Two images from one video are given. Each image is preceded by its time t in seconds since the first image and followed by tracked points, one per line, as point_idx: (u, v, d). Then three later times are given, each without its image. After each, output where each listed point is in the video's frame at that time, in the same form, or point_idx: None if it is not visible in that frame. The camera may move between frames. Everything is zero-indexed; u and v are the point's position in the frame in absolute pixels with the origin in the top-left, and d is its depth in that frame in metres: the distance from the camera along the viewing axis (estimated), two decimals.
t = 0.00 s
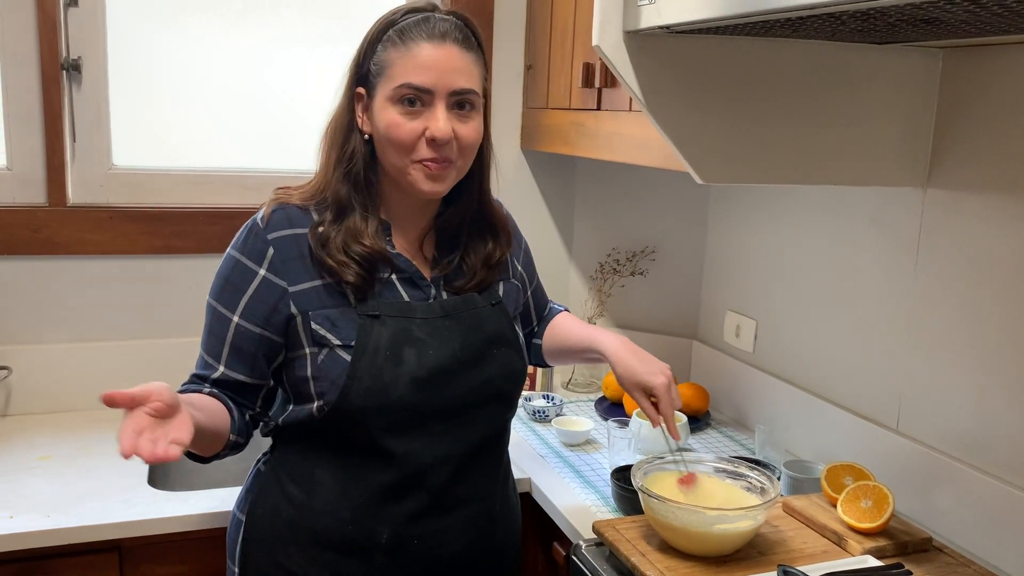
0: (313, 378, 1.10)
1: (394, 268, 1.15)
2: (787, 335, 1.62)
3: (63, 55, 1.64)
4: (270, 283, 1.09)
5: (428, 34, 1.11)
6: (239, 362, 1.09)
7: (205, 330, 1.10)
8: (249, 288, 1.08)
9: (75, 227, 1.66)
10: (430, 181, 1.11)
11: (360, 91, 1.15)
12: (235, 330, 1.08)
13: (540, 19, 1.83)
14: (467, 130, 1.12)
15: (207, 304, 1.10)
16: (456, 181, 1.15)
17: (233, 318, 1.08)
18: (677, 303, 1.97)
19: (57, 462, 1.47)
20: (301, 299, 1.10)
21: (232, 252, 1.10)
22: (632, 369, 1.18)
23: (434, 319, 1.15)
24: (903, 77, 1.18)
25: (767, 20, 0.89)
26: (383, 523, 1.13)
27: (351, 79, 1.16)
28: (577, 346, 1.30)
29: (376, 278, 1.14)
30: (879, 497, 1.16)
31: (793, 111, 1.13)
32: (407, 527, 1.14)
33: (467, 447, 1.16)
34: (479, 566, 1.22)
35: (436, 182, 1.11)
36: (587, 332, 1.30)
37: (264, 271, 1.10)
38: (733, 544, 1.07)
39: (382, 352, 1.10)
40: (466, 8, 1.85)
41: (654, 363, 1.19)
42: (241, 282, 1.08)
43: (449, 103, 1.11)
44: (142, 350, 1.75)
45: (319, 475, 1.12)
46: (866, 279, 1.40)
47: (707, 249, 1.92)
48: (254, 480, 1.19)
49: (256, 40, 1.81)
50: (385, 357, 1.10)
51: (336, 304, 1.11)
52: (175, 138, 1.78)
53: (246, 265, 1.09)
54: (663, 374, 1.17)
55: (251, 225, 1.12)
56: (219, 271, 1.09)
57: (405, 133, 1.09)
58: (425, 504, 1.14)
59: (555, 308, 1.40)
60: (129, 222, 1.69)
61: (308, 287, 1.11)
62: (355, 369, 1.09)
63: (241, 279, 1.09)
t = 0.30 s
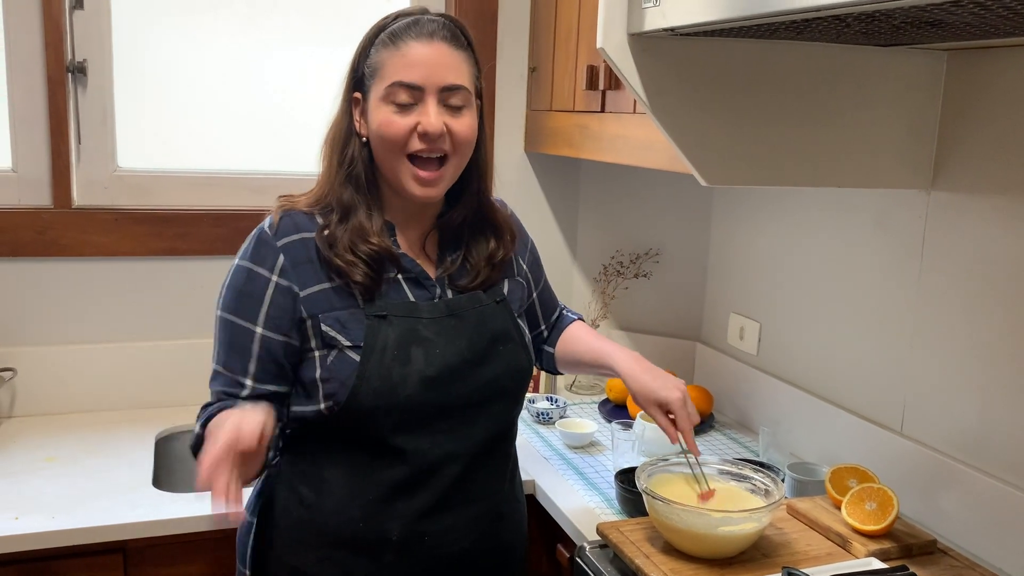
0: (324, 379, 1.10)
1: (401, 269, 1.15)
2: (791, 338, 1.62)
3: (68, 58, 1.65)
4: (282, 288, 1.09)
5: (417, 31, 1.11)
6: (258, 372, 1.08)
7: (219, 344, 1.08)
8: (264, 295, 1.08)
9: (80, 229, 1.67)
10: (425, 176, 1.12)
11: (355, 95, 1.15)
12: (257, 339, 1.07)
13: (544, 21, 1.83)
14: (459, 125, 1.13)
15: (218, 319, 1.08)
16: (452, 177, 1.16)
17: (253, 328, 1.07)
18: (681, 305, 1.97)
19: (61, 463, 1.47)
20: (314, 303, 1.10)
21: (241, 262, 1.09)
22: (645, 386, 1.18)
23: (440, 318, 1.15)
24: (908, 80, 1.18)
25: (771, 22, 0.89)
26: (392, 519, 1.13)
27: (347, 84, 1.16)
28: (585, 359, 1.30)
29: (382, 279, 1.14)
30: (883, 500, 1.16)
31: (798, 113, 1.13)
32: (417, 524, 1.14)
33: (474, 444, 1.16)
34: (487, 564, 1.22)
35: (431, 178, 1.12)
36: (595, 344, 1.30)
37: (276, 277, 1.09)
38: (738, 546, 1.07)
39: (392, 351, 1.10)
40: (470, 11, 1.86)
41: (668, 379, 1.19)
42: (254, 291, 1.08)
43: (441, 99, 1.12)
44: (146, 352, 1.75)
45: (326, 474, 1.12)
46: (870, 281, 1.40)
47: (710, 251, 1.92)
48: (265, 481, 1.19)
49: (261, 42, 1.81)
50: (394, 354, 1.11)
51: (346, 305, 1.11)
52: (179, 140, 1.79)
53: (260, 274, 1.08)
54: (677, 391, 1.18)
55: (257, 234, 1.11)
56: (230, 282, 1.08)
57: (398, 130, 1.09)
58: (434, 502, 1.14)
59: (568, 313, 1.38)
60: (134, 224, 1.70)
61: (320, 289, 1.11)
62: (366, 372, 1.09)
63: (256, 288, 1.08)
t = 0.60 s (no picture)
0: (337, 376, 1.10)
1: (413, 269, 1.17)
2: (794, 341, 1.62)
3: (72, 64, 1.65)
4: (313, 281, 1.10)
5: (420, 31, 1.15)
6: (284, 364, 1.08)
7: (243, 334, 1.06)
8: (297, 287, 1.09)
9: (83, 233, 1.67)
10: (432, 165, 1.12)
11: (365, 100, 1.18)
12: (292, 329, 1.08)
13: (546, 26, 1.83)
14: (465, 113, 1.14)
15: (243, 308, 1.06)
16: (462, 169, 1.15)
17: (289, 318, 1.08)
18: (683, 308, 1.97)
19: (66, 467, 1.48)
20: (342, 295, 1.12)
21: (270, 252, 1.09)
22: (646, 389, 1.17)
23: (453, 320, 1.15)
24: (908, 84, 1.19)
25: (773, 27, 0.90)
26: (405, 518, 1.14)
27: (357, 92, 1.20)
28: (595, 364, 1.30)
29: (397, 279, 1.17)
30: (886, 503, 1.16)
31: (800, 118, 1.13)
32: (426, 521, 1.15)
33: (486, 444, 1.16)
34: (496, 565, 1.22)
35: (438, 167, 1.12)
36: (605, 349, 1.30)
37: (308, 269, 1.10)
38: (741, 549, 1.07)
39: (405, 351, 1.10)
40: (471, 15, 1.86)
41: (672, 383, 1.18)
42: (285, 281, 1.08)
43: (445, 91, 1.13)
44: (149, 356, 1.75)
45: (337, 470, 1.12)
46: (872, 284, 1.41)
47: (712, 255, 1.93)
48: (284, 480, 1.21)
49: (263, 47, 1.82)
50: (406, 354, 1.10)
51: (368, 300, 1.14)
52: (182, 145, 1.79)
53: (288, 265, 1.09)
54: (679, 394, 1.16)
55: (283, 227, 1.11)
56: (259, 272, 1.07)
57: (404, 121, 1.11)
58: (444, 499, 1.15)
59: (578, 313, 1.40)
60: (137, 229, 1.70)
61: (349, 282, 1.13)
62: (379, 369, 1.09)
63: (286, 279, 1.08)
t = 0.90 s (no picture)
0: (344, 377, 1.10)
1: (424, 272, 1.17)
2: (794, 344, 1.62)
3: (73, 67, 1.66)
4: (311, 291, 1.12)
5: (449, 38, 1.16)
6: (285, 367, 1.13)
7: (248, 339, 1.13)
8: (292, 299, 1.11)
9: (83, 237, 1.67)
10: (449, 170, 1.12)
11: (391, 101, 1.19)
12: (284, 340, 1.11)
13: (545, 28, 1.84)
14: (488, 122, 1.14)
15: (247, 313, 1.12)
16: (479, 175, 1.16)
17: (281, 329, 1.11)
18: (684, 311, 1.97)
19: (65, 471, 1.48)
20: (344, 303, 1.13)
21: (274, 260, 1.12)
22: (648, 388, 1.18)
23: (463, 322, 1.15)
24: (907, 87, 1.19)
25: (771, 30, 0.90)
26: (419, 517, 1.13)
27: (384, 93, 1.21)
28: (601, 367, 1.31)
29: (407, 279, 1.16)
30: (885, 506, 1.16)
31: (798, 121, 1.13)
32: (442, 520, 1.14)
33: (498, 443, 1.17)
34: (510, 565, 1.21)
35: (456, 172, 1.13)
36: (611, 352, 1.30)
37: (305, 280, 1.12)
38: (740, 552, 1.07)
39: (415, 351, 1.11)
40: (471, 18, 1.87)
41: (673, 385, 1.18)
42: (283, 291, 1.11)
43: (470, 99, 1.14)
44: (149, 359, 1.76)
45: (353, 470, 1.12)
46: (872, 287, 1.41)
47: (712, 258, 1.93)
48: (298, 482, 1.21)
49: (263, 50, 1.82)
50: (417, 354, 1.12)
51: (373, 306, 1.13)
52: (183, 148, 1.79)
53: (287, 275, 1.12)
54: (679, 395, 1.16)
55: (292, 234, 1.15)
56: (261, 281, 1.12)
57: (427, 124, 1.11)
58: (460, 497, 1.15)
59: (587, 324, 1.40)
60: (137, 232, 1.70)
61: (349, 290, 1.13)
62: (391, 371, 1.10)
63: (284, 289, 1.11)
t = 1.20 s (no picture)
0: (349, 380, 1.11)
1: (425, 274, 1.18)
2: (793, 345, 1.62)
3: (72, 69, 1.66)
4: (313, 297, 1.13)
5: (445, 49, 1.15)
6: (293, 372, 1.15)
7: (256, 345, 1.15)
8: (295, 305, 1.12)
9: (82, 238, 1.67)
10: (446, 183, 1.13)
11: (389, 108, 1.20)
12: (289, 345, 1.13)
13: (544, 30, 1.84)
14: (483, 135, 1.14)
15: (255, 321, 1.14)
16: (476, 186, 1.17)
17: (286, 335, 1.13)
18: (683, 312, 1.97)
19: (64, 472, 1.48)
20: (346, 307, 1.13)
21: (277, 269, 1.14)
22: (640, 385, 1.18)
23: (464, 321, 1.15)
24: (905, 87, 1.19)
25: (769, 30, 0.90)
26: (424, 514, 1.12)
27: (382, 100, 1.21)
28: (604, 361, 1.31)
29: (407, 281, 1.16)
30: (884, 507, 1.15)
31: (796, 121, 1.13)
32: (448, 518, 1.13)
33: (503, 440, 1.16)
34: (519, 563, 1.20)
35: (452, 186, 1.13)
36: (613, 347, 1.30)
37: (307, 287, 1.13)
38: (739, 553, 1.07)
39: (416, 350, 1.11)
40: (469, 19, 1.87)
41: (665, 381, 1.18)
42: (287, 299, 1.12)
43: (466, 111, 1.14)
44: (147, 361, 1.75)
45: (359, 469, 1.13)
46: (871, 288, 1.40)
47: (711, 259, 1.93)
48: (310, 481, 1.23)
49: (262, 52, 1.82)
50: (419, 353, 1.12)
51: (374, 308, 1.14)
52: (182, 150, 1.80)
53: (290, 281, 1.13)
54: (670, 393, 1.16)
55: (294, 243, 1.15)
56: (266, 289, 1.13)
57: (423, 137, 1.12)
58: (464, 495, 1.14)
59: (596, 319, 1.39)
60: (136, 234, 1.70)
61: (350, 294, 1.13)
62: (393, 370, 1.10)
63: (287, 296, 1.12)
